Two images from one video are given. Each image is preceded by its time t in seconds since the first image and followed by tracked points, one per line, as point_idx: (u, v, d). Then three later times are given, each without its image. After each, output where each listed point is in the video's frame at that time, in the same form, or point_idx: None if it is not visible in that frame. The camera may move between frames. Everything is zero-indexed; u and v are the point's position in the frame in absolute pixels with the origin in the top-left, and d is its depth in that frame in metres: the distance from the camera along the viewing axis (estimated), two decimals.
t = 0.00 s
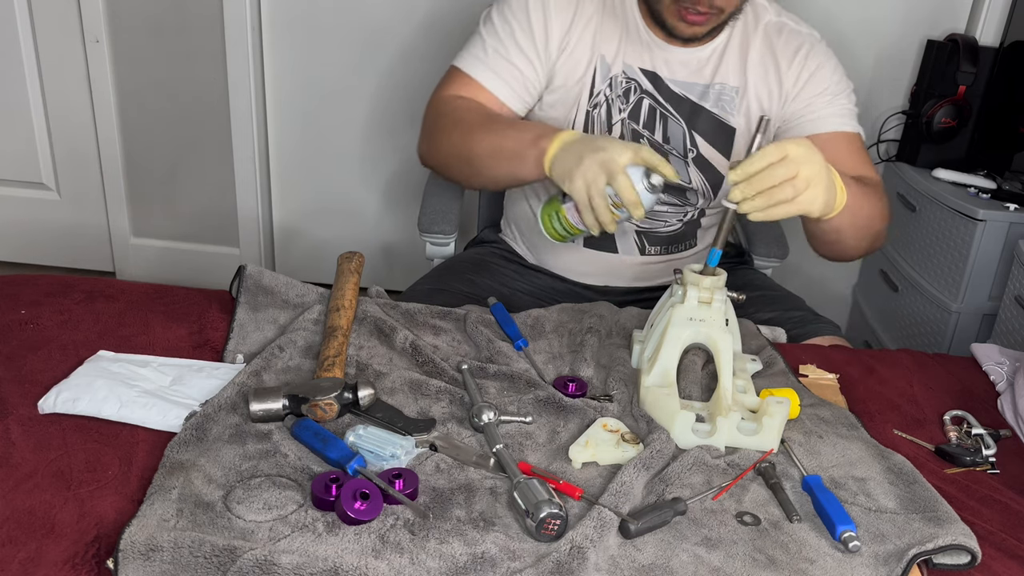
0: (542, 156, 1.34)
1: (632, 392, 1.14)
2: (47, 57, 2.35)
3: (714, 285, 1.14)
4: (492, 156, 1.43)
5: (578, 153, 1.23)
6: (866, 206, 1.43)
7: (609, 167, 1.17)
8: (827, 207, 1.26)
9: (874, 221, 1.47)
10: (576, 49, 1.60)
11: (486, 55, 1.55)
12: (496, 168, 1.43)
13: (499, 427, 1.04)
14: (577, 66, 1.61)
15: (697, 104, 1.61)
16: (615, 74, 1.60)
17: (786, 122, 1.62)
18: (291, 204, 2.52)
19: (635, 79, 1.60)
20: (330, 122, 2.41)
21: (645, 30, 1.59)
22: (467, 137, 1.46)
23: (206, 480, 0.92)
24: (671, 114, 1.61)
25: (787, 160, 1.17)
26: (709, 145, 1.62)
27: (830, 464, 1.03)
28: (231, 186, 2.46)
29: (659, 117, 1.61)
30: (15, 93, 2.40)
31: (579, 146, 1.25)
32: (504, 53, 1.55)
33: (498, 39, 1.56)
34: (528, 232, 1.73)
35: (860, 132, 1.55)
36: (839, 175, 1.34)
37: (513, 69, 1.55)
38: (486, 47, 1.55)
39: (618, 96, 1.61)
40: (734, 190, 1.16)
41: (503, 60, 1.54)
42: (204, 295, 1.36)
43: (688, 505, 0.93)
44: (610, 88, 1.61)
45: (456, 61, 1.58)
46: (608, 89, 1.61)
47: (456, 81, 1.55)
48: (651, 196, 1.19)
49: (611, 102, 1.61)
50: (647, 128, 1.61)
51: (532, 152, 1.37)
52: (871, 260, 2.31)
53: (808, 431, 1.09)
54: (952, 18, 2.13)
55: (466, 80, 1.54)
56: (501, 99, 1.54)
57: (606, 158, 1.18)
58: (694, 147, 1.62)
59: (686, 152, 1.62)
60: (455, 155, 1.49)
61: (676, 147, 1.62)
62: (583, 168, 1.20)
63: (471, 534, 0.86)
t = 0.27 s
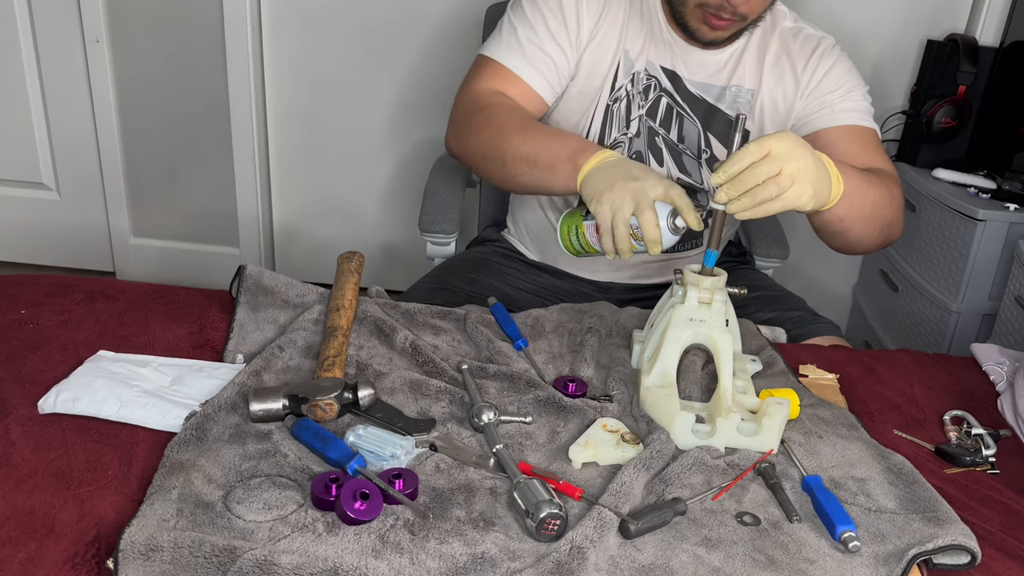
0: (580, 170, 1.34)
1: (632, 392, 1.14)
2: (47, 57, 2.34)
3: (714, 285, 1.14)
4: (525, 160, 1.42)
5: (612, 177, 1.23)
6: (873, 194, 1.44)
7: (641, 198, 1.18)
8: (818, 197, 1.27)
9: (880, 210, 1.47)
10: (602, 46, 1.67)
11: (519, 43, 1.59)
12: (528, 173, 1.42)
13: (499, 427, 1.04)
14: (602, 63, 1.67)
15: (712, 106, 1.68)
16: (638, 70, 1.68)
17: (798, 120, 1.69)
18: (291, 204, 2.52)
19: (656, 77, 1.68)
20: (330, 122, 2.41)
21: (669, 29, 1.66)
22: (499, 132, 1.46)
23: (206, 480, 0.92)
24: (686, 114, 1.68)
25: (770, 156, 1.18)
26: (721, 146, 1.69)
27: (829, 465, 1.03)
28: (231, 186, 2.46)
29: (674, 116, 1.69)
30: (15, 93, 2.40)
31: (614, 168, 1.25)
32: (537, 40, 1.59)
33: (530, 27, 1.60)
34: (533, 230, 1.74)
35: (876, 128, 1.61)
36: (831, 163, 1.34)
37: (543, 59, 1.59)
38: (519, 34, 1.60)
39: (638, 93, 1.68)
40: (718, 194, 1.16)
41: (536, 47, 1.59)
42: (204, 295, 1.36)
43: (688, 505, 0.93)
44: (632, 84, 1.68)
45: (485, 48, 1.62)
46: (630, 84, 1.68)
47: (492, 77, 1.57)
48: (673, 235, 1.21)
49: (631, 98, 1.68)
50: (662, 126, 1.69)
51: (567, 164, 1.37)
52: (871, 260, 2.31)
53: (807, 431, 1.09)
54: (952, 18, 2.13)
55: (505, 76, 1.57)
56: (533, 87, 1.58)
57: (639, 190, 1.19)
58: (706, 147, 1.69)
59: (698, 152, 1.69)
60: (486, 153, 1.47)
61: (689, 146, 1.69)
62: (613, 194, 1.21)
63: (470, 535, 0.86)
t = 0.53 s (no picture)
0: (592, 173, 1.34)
1: (632, 392, 1.14)
2: (47, 57, 2.34)
3: (714, 285, 1.14)
4: (538, 158, 1.41)
5: (624, 181, 1.23)
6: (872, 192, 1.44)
7: (653, 205, 1.18)
8: (818, 195, 1.27)
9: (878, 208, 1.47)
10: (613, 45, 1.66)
11: (533, 37, 1.58)
12: (540, 172, 1.41)
13: (499, 427, 1.04)
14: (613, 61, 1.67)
15: (719, 108, 1.69)
16: (649, 68, 1.68)
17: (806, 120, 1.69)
18: (291, 205, 2.52)
19: (666, 76, 1.68)
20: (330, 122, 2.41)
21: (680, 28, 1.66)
22: (515, 129, 1.45)
23: (206, 480, 0.92)
24: (694, 113, 1.68)
25: (768, 156, 1.18)
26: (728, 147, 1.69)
27: (829, 465, 1.03)
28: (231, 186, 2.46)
29: (682, 115, 1.69)
30: (15, 93, 2.40)
31: (627, 174, 1.25)
32: (551, 35, 1.59)
33: (545, 22, 1.60)
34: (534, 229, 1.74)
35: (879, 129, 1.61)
36: (832, 161, 1.34)
37: (555, 55, 1.59)
38: (533, 27, 1.59)
39: (647, 91, 1.68)
40: (717, 194, 1.15)
41: (550, 42, 1.59)
42: (204, 295, 1.36)
43: (688, 505, 0.93)
44: (642, 82, 1.68)
45: (499, 40, 1.61)
46: (640, 81, 1.68)
47: (506, 71, 1.56)
48: (681, 245, 1.21)
49: (641, 95, 1.68)
50: (669, 125, 1.69)
51: (580, 166, 1.36)
52: (871, 260, 2.31)
53: (807, 431, 1.09)
54: (951, 18, 2.13)
55: (520, 70, 1.56)
56: (545, 82, 1.58)
57: (651, 196, 1.19)
58: (713, 147, 1.69)
59: (705, 152, 1.69)
60: (498, 151, 1.47)
61: (696, 146, 1.69)
62: (624, 199, 1.21)
63: (470, 534, 0.86)
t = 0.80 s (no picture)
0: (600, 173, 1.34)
1: (632, 391, 1.14)
2: (47, 57, 2.34)
3: (715, 285, 1.14)
4: (544, 157, 1.41)
5: (632, 180, 1.24)
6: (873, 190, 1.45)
7: (661, 205, 1.19)
8: (819, 194, 1.26)
9: (879, 205, 1.47)
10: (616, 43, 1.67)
11: (537, 35, 1.58)
12: (546, 171, 1.41)
13: (499, 427, 1.04)
14: (615, 58, 1.67)
15: (721, 107, 1.69)
16: (652, 67, 1.68)
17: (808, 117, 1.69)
18: (292, 205, 2.52)
19: (669, 75, 1.68)
20: (330, 122, 2.41)
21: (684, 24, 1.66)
22: (520, 126, 1.45)
23: (206, 480, 0.92)
24: (696, 113, 1.69)
25: (769, 156, 1.18)
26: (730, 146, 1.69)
27: (829, 464, 1.03)
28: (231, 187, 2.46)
29: (684, 114, 1.69)
30: (15, 93, 2.40)
31: (634, 173, 1.25)
32: (555, 33, 1.59)
33: (548, 20, 1.59)
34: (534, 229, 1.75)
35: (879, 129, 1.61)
36: (832, 159, 1.34)
37: (559, 52, 1.59)
38: (537, 25, 1.59)
39: (650, 89, 1.68)
40: (721, 193, 1.15)
41: (554, 40, 1.59)
42: (204, 295, 1.36)
43: (688, 505, 0.93)
44: (645, 80, 1.68)
45: (503, 38, 1.60)
46: (643, 79, 1.68)
47: (510, 69, 1.56)
48: (689, 244, 1.21)
49: (643, 94, 1.68)
50: (672, 124, 1.69)
51: (588, 165, 1.37)
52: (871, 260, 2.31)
53: (807, 431, 1.09)
54: (951, 19, 2.13)
55: (524, 69, 1.56)
56: (549, 80, 1.58)
57: (660, 196, 1.19)
58: (715, 146, 1.69)
59: (706, 151, 1.69)
60: (503, 149, 1.47)
61: (698, 145, 1.70)
62: (632, 199, 1.21)
63: (470, 534, 0.86)
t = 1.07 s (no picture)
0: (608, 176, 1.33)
1: (632, 391, 1.14)
2: (47, 57, 2.34)
3: (715, 286, 1.14)
4: (553, 158, 1.40)
5: (643, 180, 1.24)
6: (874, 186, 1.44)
7: (671, 205, 1.19)
8: (820, 192, 1.26)
9: (881, 202, 1.47)
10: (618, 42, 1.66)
11: (542, 33, 1.57)
12: (556, 172, 1.40)
13: (499, 427, 1.04)
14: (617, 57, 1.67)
15: (723, 106, 1.69)
16: (654, 66, 1.68)
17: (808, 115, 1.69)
18: (292, 205, 2.52)
19: (671, 74, 1.68)
20: (330, 122, 2.41)
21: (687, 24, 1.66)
22: (528, 127, 1.44)
23: (206, 480, 0.92)
24: (698, 112, 1.69)
25: (769, 154, 1.18)
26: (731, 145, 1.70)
27: (829, 465, 1.03)
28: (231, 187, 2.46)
29: (685, 114, 1.69)
30: (15, 93, 2.40)
31: (645, 174, 1.24)
32: (560, 31, 1.58)
33: (553, 18, 1.58)
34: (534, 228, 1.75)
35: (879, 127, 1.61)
36: (832, 158, 1.34)
37: (565, 51, 1.58)
38: (542, 24, 1.58)
39: (652, 88, 1.68)
40: (720, 193, 1.14)
41: (559, 38, 1.58)
42: (204, 295, 1.36)
43: (688, 505, 0.93)
44: (647, 79, 1.68)
45: (507, 37, 1.59)
46: (646, 78, 1.68)
47: (517, 69, 1.54)
48: (696, 246, 1.22)
49: (645, 93, 1.68)
50: (673, 124, 1.70)
51: (598, 167, 1.36)
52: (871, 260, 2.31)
53: (807, 431, 1.09)
54: (951, 19, 2.13)
55: (530, 68, 1.55)
56: (556, 80, 1.57)
57: (670, 197, 1.19)
58: (716, 145, 1.70)
59: (708, 150, 1.70)
60: (512, 150, 1.45)
61: (699, 144, 1.70)
62: (642, 199, 1.21)
63: (470, 534, 0.86)
